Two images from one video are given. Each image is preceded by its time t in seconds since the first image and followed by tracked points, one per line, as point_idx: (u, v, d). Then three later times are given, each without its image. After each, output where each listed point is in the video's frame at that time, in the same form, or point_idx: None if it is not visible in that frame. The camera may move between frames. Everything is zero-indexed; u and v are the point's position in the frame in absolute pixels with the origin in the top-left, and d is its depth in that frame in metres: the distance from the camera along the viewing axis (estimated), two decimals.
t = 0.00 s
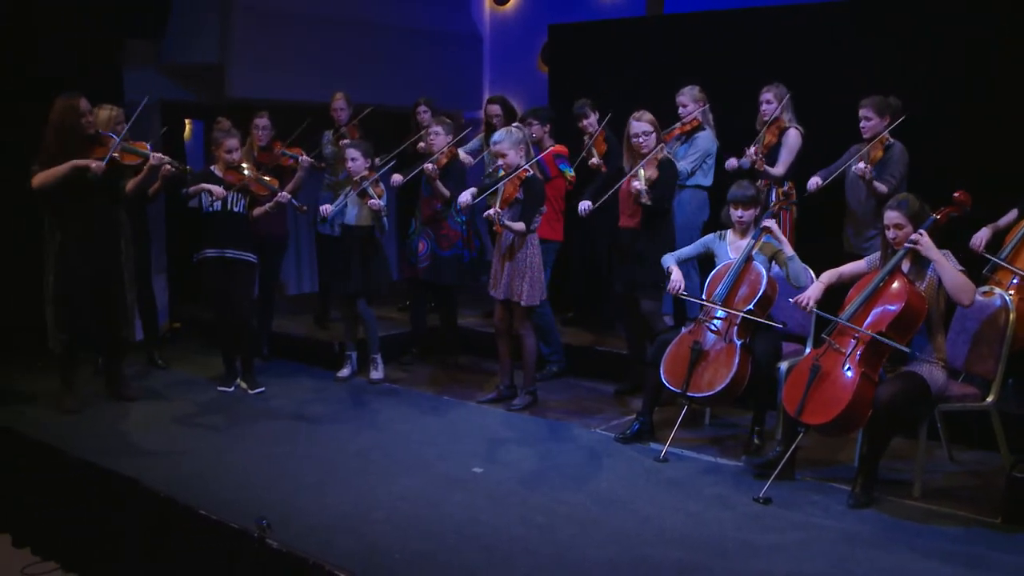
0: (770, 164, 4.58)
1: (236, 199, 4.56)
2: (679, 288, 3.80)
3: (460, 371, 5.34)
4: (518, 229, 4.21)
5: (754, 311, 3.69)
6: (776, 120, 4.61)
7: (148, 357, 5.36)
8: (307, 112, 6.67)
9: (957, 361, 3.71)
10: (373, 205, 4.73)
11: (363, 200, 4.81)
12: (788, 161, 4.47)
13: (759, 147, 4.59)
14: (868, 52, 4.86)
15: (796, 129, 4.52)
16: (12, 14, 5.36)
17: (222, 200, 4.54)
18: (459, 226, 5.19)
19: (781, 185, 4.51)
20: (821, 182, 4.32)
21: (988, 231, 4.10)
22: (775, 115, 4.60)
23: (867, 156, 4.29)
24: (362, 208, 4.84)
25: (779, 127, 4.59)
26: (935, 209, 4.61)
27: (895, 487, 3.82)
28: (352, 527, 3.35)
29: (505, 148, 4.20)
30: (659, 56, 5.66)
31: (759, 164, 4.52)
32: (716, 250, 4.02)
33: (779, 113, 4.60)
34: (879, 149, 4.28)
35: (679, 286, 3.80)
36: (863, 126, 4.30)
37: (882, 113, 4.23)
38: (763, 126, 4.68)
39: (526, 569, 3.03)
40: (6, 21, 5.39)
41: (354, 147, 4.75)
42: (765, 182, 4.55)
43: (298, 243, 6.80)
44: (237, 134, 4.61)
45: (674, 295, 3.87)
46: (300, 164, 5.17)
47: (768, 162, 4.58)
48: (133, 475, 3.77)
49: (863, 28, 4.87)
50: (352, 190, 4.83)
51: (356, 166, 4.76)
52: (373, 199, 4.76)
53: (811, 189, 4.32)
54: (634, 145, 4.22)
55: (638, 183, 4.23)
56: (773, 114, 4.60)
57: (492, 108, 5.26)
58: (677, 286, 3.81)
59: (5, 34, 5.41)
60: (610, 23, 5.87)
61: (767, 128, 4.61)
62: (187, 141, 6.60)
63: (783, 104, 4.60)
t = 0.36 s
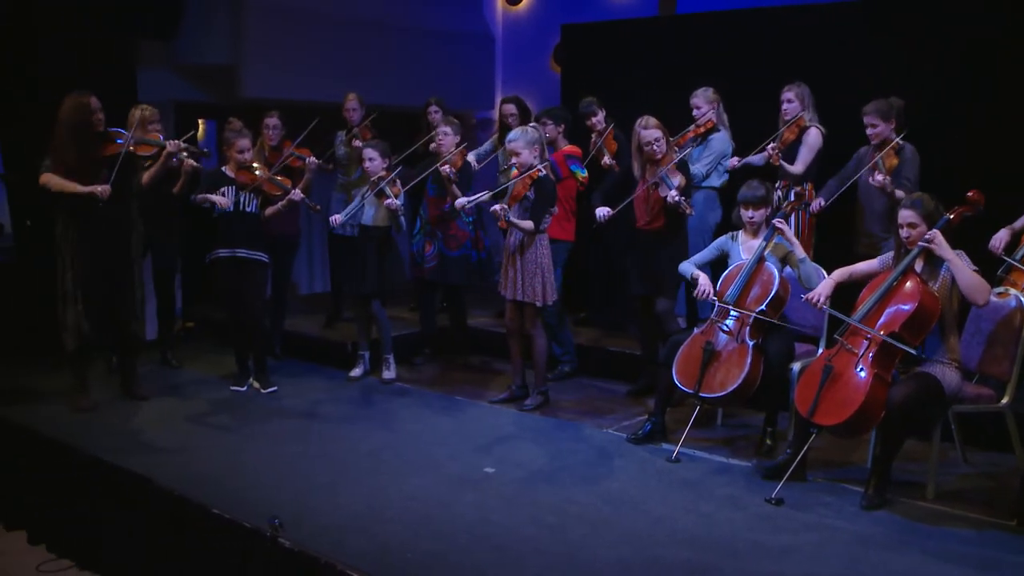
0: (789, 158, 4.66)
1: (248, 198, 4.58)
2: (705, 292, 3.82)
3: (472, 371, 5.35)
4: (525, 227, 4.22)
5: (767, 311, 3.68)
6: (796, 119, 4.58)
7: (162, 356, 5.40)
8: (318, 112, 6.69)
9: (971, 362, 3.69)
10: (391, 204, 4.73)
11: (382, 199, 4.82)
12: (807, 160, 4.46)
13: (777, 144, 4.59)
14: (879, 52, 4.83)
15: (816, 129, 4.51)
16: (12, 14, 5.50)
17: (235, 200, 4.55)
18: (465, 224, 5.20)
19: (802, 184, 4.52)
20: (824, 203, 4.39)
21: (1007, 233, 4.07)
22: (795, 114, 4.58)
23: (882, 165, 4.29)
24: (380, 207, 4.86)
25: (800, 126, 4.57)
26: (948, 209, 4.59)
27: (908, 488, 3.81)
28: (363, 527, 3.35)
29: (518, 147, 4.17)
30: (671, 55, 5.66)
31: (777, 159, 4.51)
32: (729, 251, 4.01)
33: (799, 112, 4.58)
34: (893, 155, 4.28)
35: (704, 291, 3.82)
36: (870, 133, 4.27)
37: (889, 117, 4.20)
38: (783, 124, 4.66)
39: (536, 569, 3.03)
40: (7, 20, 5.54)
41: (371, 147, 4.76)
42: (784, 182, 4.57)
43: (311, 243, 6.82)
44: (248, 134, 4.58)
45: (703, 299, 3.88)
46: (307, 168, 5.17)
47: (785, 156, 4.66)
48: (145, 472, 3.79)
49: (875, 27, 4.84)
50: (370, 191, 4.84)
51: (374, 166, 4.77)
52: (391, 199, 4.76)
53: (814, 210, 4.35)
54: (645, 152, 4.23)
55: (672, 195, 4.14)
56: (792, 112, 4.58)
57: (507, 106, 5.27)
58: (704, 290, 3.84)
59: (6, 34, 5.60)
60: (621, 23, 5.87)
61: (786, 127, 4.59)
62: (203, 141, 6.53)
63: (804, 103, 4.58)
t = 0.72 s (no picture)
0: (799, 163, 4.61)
1: (258, 198, 4.58)
2: (715, 292, 3.81)
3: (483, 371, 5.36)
4: (526, 225, 4.22)
5: (777, 312, 3.66)
6: (810, 119, 4.56)
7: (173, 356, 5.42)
8: (328, 112, 6.71)
9: (983, 363, 3.68)
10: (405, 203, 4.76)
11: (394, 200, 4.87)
12: (820, 162, 4.46)
13: (787, 146, 4.55)
14: (891, 52, 4.81)
15: (829, 130, 4.48)
16: (12, 14, 5.42)
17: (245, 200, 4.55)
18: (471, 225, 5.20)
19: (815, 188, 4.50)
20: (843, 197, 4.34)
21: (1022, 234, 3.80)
22: (808, 115, 4.55)
23: (901, 168, 4.23)
24: (391, 206, 4.88)
25: (812, 127, 4.54)
26: (960, 210, 4.57)
27: (920, 489, 3.80)
28: (373, 527, 3.35)
29: (529, 146, 4.21)
30: (682, 56, 5.65)
31: (786, 164, 4.49)
32: (740, 252, 4.01)
33: (812, 113, 4.55)
34: (912, 158, 4.23)
35: (715, 290, 3.81)
36: (885, 134, 4.26)
37: (903, 119, 4.18)
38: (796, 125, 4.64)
39: (548, 569, 3.03)
40: (7, 21, 5.45)
41: (381, 147, 4.76)
42: (798, 184, 4.57)
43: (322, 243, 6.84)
44: (258, 135, 4.60)
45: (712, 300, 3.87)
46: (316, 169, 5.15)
47: (799, 160, 4.59)
48: (156, 471, 3.80)
49: (885, 27, 4.82)
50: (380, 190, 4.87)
51: (385, 166, 4.79)
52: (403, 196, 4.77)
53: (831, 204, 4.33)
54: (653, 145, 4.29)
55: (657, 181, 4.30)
56: (806, 114, 4.55)
57: (526, 102, 5.21)
58: (712, 291, 3.83)
59: (6, 33, 5.48)
60: (632, 23, 5.87)
61: (799, 128, 4.56)
62: (213, 142, 6.52)
63: (819, 104, 4.55)
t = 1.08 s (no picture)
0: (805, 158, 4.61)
1: (264, 197, 4.57)
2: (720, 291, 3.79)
3: (489, 371, 5.37)
4: (530, 222, 4.24)
5: (783, 313, 3.67)
6: (817, 116, 4.57)
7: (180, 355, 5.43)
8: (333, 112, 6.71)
9: (990, 364, 3.67)
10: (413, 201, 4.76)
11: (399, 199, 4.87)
12: (825, 156, 4.43)
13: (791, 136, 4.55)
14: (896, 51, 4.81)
15: (835, 127, 4.48)
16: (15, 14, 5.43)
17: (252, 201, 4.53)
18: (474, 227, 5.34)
19: (821, 184, 4.52)
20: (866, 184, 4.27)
21: None
22: (816, 112, 4.57)
23: (913, 159, 4.22)
24: (396, 205, 4.89)
25: (819, 123, 4.56)
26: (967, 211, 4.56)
27: (926, 490, 3.80)
28: (379, 526, 3.35)
29: (536, 143, 4.22)
30: (688, 56, 5.65)
31: (788, 151, 4.47)
32: (746, 254, 4.01)
33: (820, 110, 4.56)
34: (924, 150, 4.21)
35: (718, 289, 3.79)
36: (902, 128, 4.21)
37: (922, 114, 4.13)
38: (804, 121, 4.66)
39: (553, 569, 3.03)
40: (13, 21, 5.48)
41: (386, 146, 4.79)
42: (805, 183, 4.56)
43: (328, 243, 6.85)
44: (264, 134, 4.62)
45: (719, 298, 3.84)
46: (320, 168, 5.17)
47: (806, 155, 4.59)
48: (162, 470, 3.81)
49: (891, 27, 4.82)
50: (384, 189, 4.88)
51: (388, 166, 4.81)
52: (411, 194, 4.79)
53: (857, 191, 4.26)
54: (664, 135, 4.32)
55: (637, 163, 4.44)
56: (814, 110, 4.56)
57: (539, 102, 5.28)
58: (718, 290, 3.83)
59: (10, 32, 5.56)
60: (638, 23, 5.87)
61: (806, 122, 4.59)
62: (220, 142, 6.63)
63: (827, 102, 4.56)
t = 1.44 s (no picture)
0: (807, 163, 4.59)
1: (267, 198, 4.57)
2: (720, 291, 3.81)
3: (491, 371, 5.36)
4: (538, 224, 4.20)
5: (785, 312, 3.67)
6: (815, 119, 4.58)
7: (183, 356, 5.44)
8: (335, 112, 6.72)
9: (993, 364, 3.66)
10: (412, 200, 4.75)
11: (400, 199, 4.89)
12: (830, 160, 4.45)
13: (796, 147, 4.56)
14: (897, 52, 4.80)
15: (834, 130, 4.48)
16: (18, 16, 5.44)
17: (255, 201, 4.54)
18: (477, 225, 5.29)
19: (824, 185, 4.50)
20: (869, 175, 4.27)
21: None
22: (814, 115, 4.57)
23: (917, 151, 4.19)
24: (396, 204, 4.92)
25: (817, 127, 4.56)
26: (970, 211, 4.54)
27: (929, 490, 3.79)
28: (382, 526, 3.35)
29: (536, 145, 4.25)
30: (690, 56, 5.64)
31: (798, 165, 4.46)
32: (749, 253, 4.01)
33: (817, 113, 4.58)
34: (930, 144, 4.18)
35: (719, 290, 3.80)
36: (912, 126, 4.19)
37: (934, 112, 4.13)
38: (802, 126, 4.65)
39: (555, 569, 3.03)
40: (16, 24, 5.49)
41: (386, 146, 4.80)
42: (806, 183, 4.56)
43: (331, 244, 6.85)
44: (265, 134, 4.67)
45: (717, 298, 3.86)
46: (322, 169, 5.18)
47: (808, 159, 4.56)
48: (164, 470, 3.81)
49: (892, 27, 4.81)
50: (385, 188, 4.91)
51: (389, 165, 4.82)
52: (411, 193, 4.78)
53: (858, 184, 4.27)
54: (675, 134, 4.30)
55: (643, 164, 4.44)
56: (810, 113, 4.57)
57: (544, 102, 5.31)
58: (721, 290, 3.82)
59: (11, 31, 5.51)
60: (640, 23, 5.86)
61: (806, 128, 4.59)
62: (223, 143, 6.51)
63: (821, 104, 4.58)
